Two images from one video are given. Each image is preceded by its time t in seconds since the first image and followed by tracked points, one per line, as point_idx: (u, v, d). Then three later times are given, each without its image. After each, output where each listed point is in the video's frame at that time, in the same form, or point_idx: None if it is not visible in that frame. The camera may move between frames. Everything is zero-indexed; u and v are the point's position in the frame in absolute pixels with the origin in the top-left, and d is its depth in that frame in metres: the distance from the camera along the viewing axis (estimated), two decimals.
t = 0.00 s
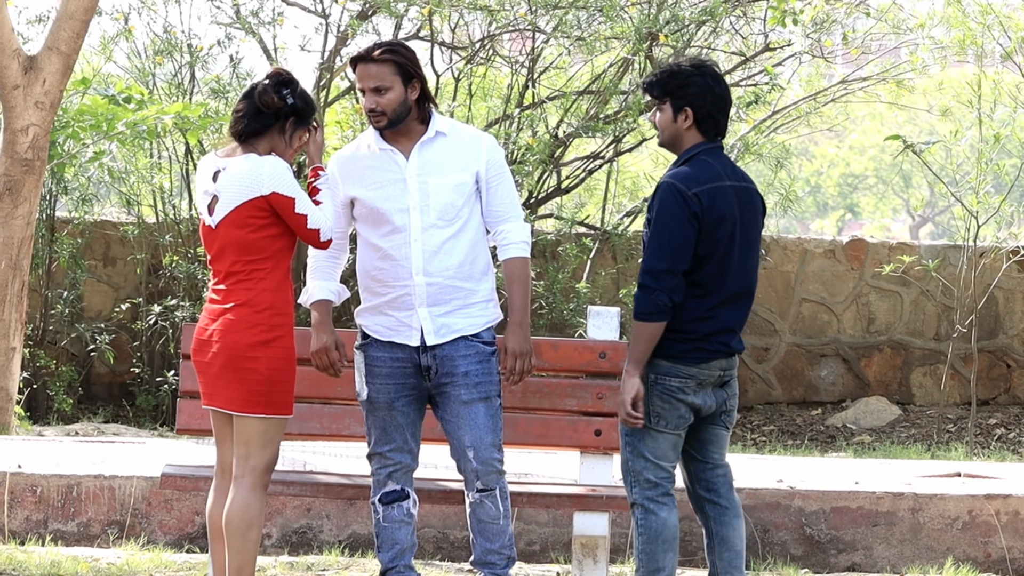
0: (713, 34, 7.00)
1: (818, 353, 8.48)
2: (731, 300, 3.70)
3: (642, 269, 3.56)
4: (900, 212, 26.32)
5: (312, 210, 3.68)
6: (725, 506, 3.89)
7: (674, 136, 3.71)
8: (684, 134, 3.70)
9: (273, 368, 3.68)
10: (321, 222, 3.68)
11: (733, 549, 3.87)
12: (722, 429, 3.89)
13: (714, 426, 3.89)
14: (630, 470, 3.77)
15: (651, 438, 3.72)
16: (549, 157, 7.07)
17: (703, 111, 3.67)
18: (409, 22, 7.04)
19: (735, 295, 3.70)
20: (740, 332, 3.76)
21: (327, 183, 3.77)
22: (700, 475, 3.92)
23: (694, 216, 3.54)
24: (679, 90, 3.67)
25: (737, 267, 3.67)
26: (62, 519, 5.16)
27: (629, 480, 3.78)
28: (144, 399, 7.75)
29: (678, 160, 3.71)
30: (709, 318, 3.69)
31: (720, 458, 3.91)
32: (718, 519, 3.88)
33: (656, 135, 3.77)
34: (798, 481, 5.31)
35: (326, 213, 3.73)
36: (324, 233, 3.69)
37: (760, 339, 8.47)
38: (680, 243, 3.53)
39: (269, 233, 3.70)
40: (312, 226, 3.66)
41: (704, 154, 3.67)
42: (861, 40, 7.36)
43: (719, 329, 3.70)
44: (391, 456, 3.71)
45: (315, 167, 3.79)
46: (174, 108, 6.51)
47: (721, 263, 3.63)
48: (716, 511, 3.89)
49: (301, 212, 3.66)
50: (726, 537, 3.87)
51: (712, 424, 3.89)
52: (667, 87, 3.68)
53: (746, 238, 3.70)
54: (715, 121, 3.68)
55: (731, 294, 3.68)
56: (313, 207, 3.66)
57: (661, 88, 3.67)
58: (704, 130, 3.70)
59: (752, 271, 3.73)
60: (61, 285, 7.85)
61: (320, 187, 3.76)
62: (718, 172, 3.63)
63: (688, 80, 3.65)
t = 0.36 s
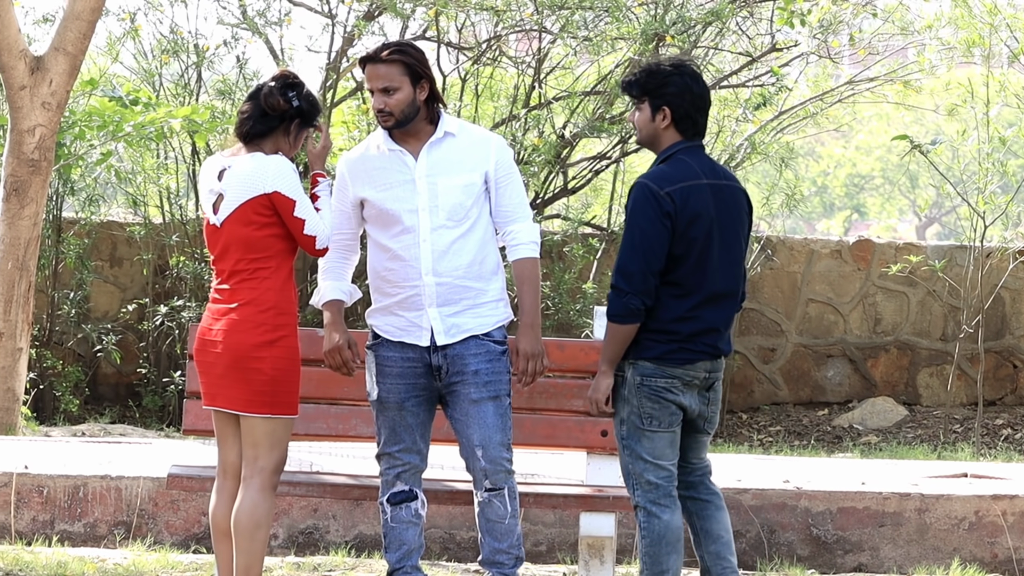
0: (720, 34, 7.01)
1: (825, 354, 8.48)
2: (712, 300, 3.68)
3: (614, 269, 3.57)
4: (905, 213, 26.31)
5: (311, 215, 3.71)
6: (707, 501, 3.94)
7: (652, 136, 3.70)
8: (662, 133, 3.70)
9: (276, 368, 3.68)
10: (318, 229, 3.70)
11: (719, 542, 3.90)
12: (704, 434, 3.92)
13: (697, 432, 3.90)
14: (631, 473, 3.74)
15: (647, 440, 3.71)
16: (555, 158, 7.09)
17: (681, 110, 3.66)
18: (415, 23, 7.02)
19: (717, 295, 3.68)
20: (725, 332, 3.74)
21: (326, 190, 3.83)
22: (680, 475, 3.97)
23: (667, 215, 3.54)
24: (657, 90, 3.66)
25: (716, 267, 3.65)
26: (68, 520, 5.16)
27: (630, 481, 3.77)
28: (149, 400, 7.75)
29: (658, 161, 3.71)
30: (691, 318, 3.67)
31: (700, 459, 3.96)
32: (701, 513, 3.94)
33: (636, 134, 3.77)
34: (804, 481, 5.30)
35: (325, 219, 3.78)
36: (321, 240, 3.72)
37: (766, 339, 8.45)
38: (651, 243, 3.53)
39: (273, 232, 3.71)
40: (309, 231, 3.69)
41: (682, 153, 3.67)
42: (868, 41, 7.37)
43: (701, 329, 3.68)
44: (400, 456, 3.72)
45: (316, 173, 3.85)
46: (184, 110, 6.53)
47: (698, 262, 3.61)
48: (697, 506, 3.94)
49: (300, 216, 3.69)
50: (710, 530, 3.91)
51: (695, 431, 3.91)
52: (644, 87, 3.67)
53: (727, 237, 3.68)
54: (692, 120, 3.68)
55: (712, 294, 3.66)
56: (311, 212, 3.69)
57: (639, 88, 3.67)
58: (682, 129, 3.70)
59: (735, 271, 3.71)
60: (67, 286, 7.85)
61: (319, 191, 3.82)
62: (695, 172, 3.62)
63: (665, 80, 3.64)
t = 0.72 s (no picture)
0: (727, 35, 7.01)
1: (832, 355, 8.49)
2: (714, 300, 3.66)
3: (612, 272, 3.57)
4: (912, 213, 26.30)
5: (317, 212, 3.72)
6: (695, 496, 3.95)
7: (645, 137, 3.70)
8: (653, 134, 3.69)
9: (283, 369, 3.67)
10: (324, 225, 3.72)
11: (709, 537, 3.92)
12: (698, 434, 3.89)
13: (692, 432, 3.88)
14: (636, 475, 3.74)
15: (650, 441, 3.71)
16: (562, 158, 7.10)
17: (669, 108, 3.64)
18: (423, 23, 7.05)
19: (717, 295, 3.66)
20: (728, 332, 3.73)
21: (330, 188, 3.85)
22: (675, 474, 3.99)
23: (660, 216, 3.54)
24: (644, 92, 3.65)
25: (714, 266, 3.64)
26: (76, 520, 5.16)
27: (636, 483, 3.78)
28: (157, 400, 7.77)
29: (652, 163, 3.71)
30: (692, 319, 3.66)
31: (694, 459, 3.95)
32: (692, 509, 3.95)
33: (630, 137, 3.77)
34: (812, 482, 5.30)
35: (330, 217, 3.79)
36: (329, 238, 3.73)
37: (773, 340, 8.45)
38: (647, 245, 3.53)
39: (277, 233, 3.70)
40: (316, 228, 3.70)
41: (675, 153, 3.67)
42: (875, 41, 7.36)
43: (703, 329, 3.66)
44: (413, 457, 3.73)
45: (320, 172, 3.84)
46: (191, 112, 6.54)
47: (695, 262, 3.61)
48: (688, 503, 3.95)
49: (306, 213, 3.70)
50: (701, 526, 3.92)
51: (691, 432, 3.88)
52: (631, 89, 3.66)
53: (724, 236, 3.67)
54: (681, 117, 3.66)
55: (711, 294, 3.64)
56: (318, 211, 3.70)
57: (627, 91, 3.67)
58: (672, 127, 3.68)
59: (733, 269, 3.70)
60: (74, 286, 7.86)
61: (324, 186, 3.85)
62: (688, 171, 3.62)
63: (650, 81, 3.63)
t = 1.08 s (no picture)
0: (735, 34, 7.04)
1: (840, 354, 8.50)
2: (725, 300, 3.66)
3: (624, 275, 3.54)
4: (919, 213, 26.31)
5: (303, 223, 3.66)
6: (734, 492, 3.93)
7: (649, 138, 3.70)
8: (657, 134, 3.69)
9: (289, 369, 3.67)
10: (307, 236, 3.65)
11: (752, 532, 3.90)
12: (728, 426, 3.89)
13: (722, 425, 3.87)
14: (648, 475, 3.74)
15: (664, 441, 3.70)
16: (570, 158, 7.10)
17: (671, 108, 3.64)
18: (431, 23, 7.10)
19: (728, 294, 3.65)
20: (739, 328, 3.72)
21: (331, 205, 3.80)
22: (704, 470, 3.97)
23: (670, 217, 3.53)
24: (646, 92, 3.65)
25: (724, 265, 3.63)
26: (84, 520, 5.17)
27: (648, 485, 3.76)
28: (164, 400, 7.78)
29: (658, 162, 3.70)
30: (704, 318, 3.65)
31: (725, 453, 3.94)
32: (730, 505, 3.93)
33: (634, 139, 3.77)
34: (820, 481, 5.30)
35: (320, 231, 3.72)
36: (310, 249, 3.66)
37: (781, 340, 8.47)
38: (659, 247, 3.51)
39: (275, 236, 3.67)
40: (297, 238, 3.63)
41: (681, 152, 3.66)
42: (882, 40, 7.38)
43: (715, 328, 3.66)
44: (444, 456, 3.63)
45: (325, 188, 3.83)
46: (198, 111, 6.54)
47: (705, 261, 3.59)
48: (726, 499, 3.94)
49: (289, 222, 3.64)
50: (741, 521, 3.90)
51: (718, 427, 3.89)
52: (633, 91, 3.66)
53: (732, 235, 3.66)
54: (684, 116, 3.65)
55: (722, 293, 3.64)
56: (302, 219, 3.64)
57: (630, 92, 3.67)
58: (676, 127, 3.68)
59: (743, 268, 3.69)
60: (83, 286, 7.87)
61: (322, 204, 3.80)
62: (694, 171, 3.61)
63: (652, 81, 3.63)
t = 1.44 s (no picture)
0: (738, 34, 7.04)
1: (843, 354, 8.50)
2: (747, 297, 3.56)
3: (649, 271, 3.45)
4: (922, 212, 26.34)
5: (287, 227, 3.55)
6: (764, 504, 3.77)
7: (687, 138, 3.61)
8: (696, 134, 3.59)
9: (292, 368, 3.57)
10: (285, 240, 3.53)
11: (772, 548, 3.75)
12: (756, 430, 3.75)
13: (748, 428, 3.74)
14: (660, 472, 3.66)
15: (677, 437, 3.61)
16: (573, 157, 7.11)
17: (712, 108, 3.55)
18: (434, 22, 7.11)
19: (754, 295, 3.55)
20: (762, 332, 3.61)
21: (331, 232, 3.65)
22: (736, 475, 3.81)
23: (698, 215, 3.44)
24: (686, 92, 3.56)
25: (752, 267, 3.53)
26: (87, 520, 5.16)
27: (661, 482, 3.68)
28: (167, 400, 7.78)
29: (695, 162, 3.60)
30: (725, 318, 3.55)
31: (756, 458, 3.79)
32: (757, 518, 3.78)
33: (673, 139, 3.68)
34: (824, 481, 5.30)
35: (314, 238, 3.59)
36: (287, 256, 3.53)
37: (783, 340, 8.48)
38: (685, 244, 3.42)
39: (264, 238, 3.58)
40: (275, 240, 3.53)
41: (719, 153, 3.56)
42: (885, 41, 7.39)
43: (741, 330, 3.56)
44: (470, 451, 3.61)
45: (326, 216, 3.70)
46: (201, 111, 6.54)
47: (731, 260, 3.50)
48: (754, 511, 3.78)
49: (273, 223, 3.55)
50: (764, 536, 3.75)
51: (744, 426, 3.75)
52: (673, 89, 3.58)
53: (765, 237, 3.56)
54: (725, 116, 3.56)
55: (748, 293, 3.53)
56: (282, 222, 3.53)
57: (670, 92, 3.58)
58: (716, 127, 3.58)
59: (773, 272, 3.59)
60: (85, 286, 7.88)
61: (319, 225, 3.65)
62: (729, 171, 3.51)
63: (692, 80, 3.54)
